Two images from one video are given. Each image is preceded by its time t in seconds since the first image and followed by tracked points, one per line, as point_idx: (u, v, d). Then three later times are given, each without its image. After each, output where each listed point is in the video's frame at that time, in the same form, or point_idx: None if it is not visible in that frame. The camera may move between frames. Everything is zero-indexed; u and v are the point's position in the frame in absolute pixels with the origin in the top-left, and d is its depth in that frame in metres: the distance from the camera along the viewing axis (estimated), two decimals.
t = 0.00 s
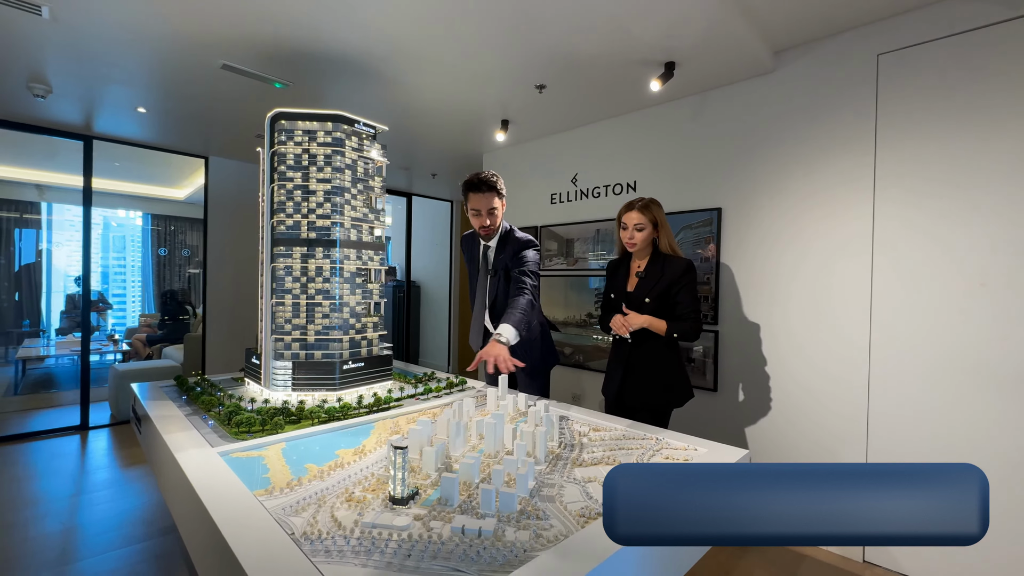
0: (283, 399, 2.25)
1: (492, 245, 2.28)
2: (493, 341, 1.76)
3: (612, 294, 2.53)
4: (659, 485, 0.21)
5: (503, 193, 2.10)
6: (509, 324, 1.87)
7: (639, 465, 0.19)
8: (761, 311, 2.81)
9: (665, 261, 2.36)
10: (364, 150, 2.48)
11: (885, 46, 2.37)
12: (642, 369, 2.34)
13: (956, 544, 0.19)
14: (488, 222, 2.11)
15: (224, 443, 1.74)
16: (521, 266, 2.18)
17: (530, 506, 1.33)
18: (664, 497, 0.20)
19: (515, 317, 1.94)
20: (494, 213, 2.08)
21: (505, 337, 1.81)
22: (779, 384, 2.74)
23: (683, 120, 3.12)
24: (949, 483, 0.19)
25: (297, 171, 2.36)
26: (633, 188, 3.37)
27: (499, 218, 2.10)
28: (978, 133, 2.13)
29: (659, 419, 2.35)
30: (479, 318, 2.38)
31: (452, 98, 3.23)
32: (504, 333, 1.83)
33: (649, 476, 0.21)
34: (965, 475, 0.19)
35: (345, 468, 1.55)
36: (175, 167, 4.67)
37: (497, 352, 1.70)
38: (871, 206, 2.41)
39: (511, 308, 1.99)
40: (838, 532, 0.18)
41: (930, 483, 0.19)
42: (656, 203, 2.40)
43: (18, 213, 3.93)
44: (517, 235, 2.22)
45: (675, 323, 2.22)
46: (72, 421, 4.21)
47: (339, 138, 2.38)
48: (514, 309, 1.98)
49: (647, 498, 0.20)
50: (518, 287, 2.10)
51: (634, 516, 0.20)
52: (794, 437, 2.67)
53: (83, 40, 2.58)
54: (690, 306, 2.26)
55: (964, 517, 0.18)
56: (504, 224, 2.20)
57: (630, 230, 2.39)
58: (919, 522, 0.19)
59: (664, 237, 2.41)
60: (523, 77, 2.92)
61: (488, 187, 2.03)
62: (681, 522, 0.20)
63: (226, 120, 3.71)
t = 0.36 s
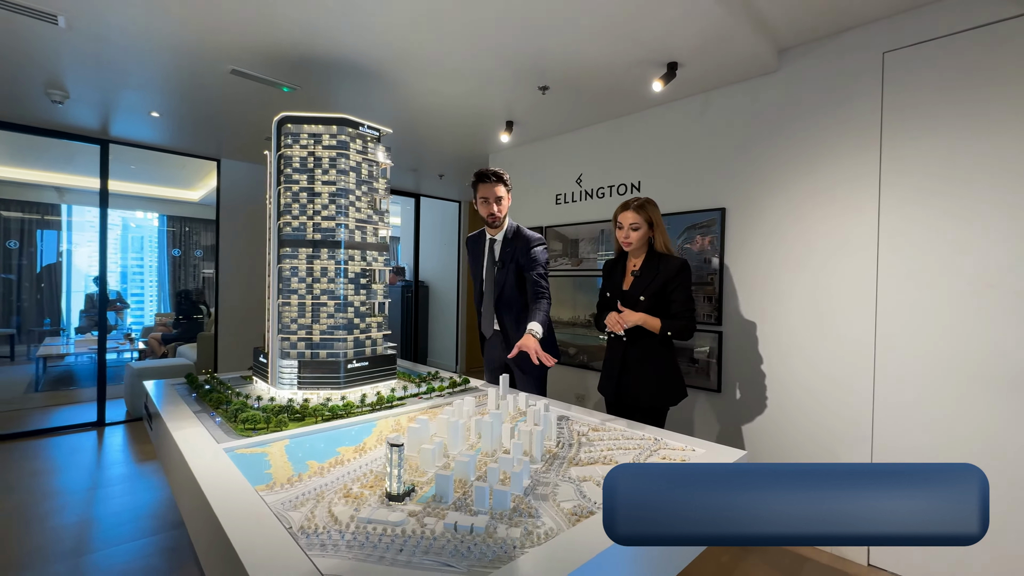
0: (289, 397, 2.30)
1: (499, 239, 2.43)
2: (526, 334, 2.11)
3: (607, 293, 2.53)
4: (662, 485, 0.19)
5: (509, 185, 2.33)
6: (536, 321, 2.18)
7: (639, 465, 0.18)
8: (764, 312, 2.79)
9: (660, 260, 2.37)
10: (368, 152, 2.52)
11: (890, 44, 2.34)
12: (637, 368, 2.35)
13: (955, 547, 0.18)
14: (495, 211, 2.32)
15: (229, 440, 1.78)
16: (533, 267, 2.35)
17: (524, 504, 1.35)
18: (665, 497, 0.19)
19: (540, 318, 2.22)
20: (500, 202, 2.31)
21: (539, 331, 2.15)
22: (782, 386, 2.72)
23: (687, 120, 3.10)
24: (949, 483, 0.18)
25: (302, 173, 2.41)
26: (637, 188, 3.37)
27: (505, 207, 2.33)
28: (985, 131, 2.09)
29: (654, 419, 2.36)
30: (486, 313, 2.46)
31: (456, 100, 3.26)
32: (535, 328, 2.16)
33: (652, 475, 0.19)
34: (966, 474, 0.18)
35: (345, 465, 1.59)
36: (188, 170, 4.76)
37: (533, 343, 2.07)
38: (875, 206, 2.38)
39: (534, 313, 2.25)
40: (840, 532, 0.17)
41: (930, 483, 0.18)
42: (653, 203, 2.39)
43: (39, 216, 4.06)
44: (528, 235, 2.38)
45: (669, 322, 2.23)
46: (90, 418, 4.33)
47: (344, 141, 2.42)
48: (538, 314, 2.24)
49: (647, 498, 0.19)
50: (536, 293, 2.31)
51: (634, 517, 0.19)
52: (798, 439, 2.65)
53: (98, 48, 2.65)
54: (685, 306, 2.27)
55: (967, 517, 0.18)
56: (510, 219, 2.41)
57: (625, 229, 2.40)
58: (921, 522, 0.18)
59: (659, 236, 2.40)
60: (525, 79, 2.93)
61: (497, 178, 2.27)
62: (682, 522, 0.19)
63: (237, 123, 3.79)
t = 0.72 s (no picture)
0: (293, 395, 2.34)
1: (502, 238, 2.46)
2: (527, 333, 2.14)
3: (601, 294, 2.55)
4: (664, 486, 0.19)
5: (514, 188, 2.37)
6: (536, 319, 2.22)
7: (640, 465, 0.18)
8: (766, 312, 2.78)
9: (650, 262, 2.37)
10: (371, 155, 2.56)
11: (893, 43, 2.32)
12: (628, 367, 2.36)
13: (956, 547, 0.18)
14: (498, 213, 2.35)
15: (234, 437, 1.83)
16: (534, 266, 2.38)
17: (519, 502, 1.37)
18: (663, 496, 0.18)
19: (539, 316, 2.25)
20: (504, 204, 2.33)
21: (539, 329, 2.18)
22: (783, 386, 2.71)
23: (690, 120, 3.10)
24: (948, 484, 0.18)
25: (306, 176, 2.45)
26: (640, 188, 3.37)
27: (508, 208, 2.35)
28: (989, 130, 2.07)
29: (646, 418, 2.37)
30: (487, 312, 2.50)
31: (460, 102, 3.29)
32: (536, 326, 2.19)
33: (652, 474, 0.19)
34: (966, 475, 0.18)
35: (344, 462, 1.62)
36: (200, 172, 4.85)
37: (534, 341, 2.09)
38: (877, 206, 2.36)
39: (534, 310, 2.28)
40: (839, 534, 0.17)
41: (930, 483, 0.18)
42: (642, 206, 2.40)
43: (57, 217, 4.17)
44: (529, 236, 2.40)
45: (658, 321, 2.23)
46: (104, 415, 4.43)
47: (347, 144, 2.47)
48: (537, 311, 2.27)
49: (649, 498, 0.18)
50: (536, 291, 2.33)
51: (635, 516, 0.19)
52: (799, 440, 2.64)
53: (110, 54, 2.72)
54: (675, 305, 2.27)
55: (965, 517, 0.17)
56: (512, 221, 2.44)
57: (616, 231, 2.41)
58: (921, 522, 0.17)
59: (649, 237, 2.40)
60: (527, 81, 2.95)
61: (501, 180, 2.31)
62: (684, 522, 0.18)
63: (246, 126, 3.85)
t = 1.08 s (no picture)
0: (297, 393, 2.39)
1: (502, 239, 2.49)
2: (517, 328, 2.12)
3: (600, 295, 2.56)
4: (664, 485, 0.19)
5: (514, 190, 2.38)
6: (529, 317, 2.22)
7: (637, 465, 0.18)
8: (768, 313, 2.77)
9: (647, 261, 2.38)
10: (374, 157, 2.60)
11: (896, 42, 2.30)
12: (625, 367, 2.37)
13: (955, 545, 0.17)
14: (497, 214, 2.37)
15: (237, 434, 1.87)
16: (532, 266, 2.40)
17: (513, 502, 1.39)
18: (662, 496, 0.18)
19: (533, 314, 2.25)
20: (503, 206, 2.35)
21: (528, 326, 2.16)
22: (786, 388, 2.70)
23: (693, 121, 3.10)
24: (949, 484, 0.17)
25: (311, 178, 2.49)
26: (642, 189, 3.38)
27: (507, 210, 2.37)
28: (994, 129, 2.04)
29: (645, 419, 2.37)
30: (487, 311, 2.52)
31: (463, 104, 3.31)
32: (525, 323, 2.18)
33: (649, 474, 0.19)
34: (967, 475, 0.18)
35: (343, 460, 1.66)
36: (210, 174, 4.93)
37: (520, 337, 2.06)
38: (880, 207, 2.35)
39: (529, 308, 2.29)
40: (839, 533, 0.17)
41: (930, 483, 0.17)
42: (640, 207, 2.40)
43: (72, 217, 4.26)
44: (528, 237, 2.42)
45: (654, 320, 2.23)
46: (117, 412, 4.52)
47: (350, 147, 2.50)
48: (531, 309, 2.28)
49: (648, 498, 0.18)
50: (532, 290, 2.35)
51: (636, 516, 0.19)
52: (801, 442, 2.63)
53: (121, 60, 2.78)
54: (671, 304, 2.26)
55: (964, 518, 0.17)
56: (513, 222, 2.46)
57: (613, 231, 2.42)
58: (920, 521, 0.17)
59: (647, 237, 2.40)
60: (529, 82, 2.97)
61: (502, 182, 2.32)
62: (684, 521, 0.18)
63: (254, 129, 3.91)
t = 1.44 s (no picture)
0: (301, 391, 2.42)
1: (505, 239, 2.49)
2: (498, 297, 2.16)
3: (606, 295, 2.56)
4: (663, 485, 0.19)
5: (517, 189, 2.37)
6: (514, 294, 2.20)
7: (638, 465, 0.18)
8: (772, 314, 2.76)
9: (654, 260, 2.38)
10: (377, 158, 2.62)
11: (902, 40, 2.28)
12: (632, 368, 2.36)
13: (954, 546, 0.18)
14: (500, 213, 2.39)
15: (241, 432, 1.90)
16: (530, 261, 2.40)
17: (511, 501, 1.39)
18: (662, 496, 0.18)
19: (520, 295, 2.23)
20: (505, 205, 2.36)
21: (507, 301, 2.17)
22: (790, 389, 2.68)
23: (697, 120, 3.08)
24: (949, 484, 0.18)
25: (315, 179, 2.52)
26: (646, 189, 3.37)
27: (510, 209, 2.38)
28: (1002, 127, 2.02)
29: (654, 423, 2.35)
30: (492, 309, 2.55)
31: (467, 104, 3.32)
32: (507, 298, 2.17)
33: (646, 475, 0.19)
34: (967, 474, 0.18)
35: (344, 457, 1.68)
36: (218, 174, 4.99)
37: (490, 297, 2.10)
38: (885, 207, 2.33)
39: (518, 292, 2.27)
40: (839, 533, 0.17)
41: (931, 483, 0.17)
42: (646, 205, 2.40)
43: (85, 218, 4.33)
44: (529, 236, 2.43)
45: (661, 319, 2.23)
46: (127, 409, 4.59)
47: (354, 148, 2.53)
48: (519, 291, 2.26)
49: (647, 498, 0.18)
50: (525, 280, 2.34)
51: (635, 516, 0.19)
52: (805, 443, 2.61)
53: (131, 63, 2.82)
54: (677, 304, 2.26)
55: (965, 517, 0.17)
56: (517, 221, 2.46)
57: (619, 230, 2.41)
58: (921, 521, 0.17)
59: (653, 236, 2.41)
60: (533, 82, 2.97)
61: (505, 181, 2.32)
62: (683, 521, 0.18)
63: (262, 130, 3.95)
